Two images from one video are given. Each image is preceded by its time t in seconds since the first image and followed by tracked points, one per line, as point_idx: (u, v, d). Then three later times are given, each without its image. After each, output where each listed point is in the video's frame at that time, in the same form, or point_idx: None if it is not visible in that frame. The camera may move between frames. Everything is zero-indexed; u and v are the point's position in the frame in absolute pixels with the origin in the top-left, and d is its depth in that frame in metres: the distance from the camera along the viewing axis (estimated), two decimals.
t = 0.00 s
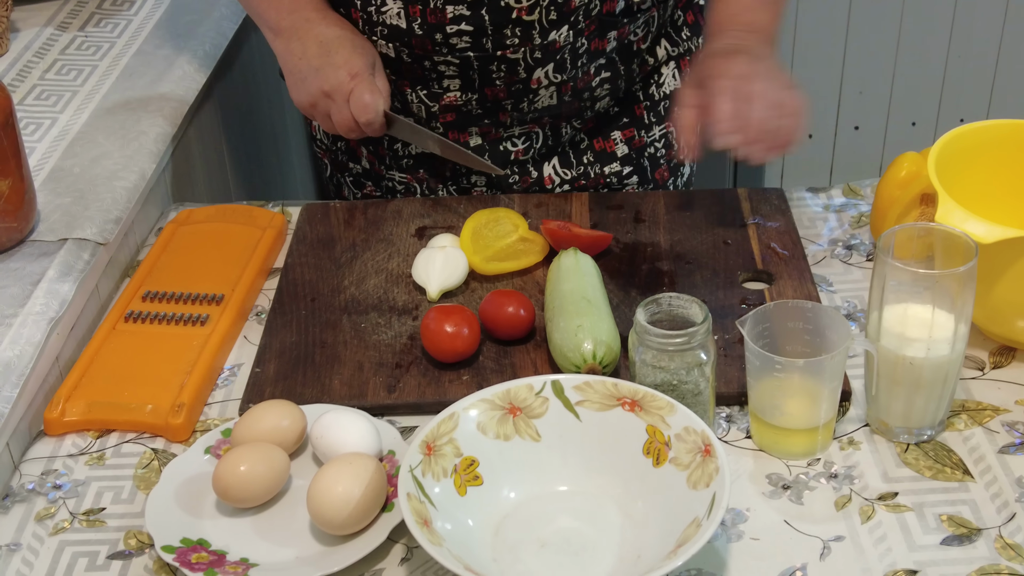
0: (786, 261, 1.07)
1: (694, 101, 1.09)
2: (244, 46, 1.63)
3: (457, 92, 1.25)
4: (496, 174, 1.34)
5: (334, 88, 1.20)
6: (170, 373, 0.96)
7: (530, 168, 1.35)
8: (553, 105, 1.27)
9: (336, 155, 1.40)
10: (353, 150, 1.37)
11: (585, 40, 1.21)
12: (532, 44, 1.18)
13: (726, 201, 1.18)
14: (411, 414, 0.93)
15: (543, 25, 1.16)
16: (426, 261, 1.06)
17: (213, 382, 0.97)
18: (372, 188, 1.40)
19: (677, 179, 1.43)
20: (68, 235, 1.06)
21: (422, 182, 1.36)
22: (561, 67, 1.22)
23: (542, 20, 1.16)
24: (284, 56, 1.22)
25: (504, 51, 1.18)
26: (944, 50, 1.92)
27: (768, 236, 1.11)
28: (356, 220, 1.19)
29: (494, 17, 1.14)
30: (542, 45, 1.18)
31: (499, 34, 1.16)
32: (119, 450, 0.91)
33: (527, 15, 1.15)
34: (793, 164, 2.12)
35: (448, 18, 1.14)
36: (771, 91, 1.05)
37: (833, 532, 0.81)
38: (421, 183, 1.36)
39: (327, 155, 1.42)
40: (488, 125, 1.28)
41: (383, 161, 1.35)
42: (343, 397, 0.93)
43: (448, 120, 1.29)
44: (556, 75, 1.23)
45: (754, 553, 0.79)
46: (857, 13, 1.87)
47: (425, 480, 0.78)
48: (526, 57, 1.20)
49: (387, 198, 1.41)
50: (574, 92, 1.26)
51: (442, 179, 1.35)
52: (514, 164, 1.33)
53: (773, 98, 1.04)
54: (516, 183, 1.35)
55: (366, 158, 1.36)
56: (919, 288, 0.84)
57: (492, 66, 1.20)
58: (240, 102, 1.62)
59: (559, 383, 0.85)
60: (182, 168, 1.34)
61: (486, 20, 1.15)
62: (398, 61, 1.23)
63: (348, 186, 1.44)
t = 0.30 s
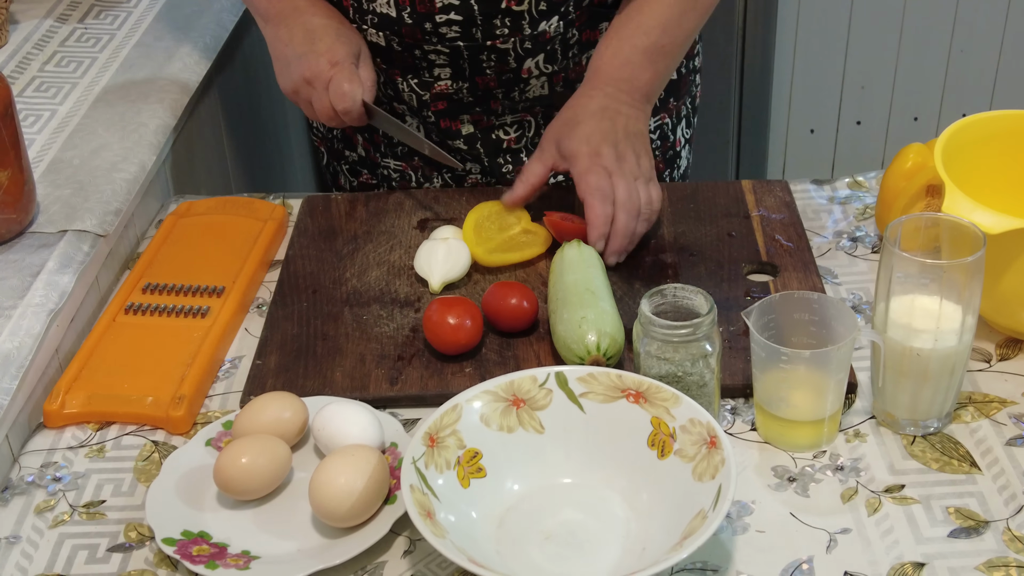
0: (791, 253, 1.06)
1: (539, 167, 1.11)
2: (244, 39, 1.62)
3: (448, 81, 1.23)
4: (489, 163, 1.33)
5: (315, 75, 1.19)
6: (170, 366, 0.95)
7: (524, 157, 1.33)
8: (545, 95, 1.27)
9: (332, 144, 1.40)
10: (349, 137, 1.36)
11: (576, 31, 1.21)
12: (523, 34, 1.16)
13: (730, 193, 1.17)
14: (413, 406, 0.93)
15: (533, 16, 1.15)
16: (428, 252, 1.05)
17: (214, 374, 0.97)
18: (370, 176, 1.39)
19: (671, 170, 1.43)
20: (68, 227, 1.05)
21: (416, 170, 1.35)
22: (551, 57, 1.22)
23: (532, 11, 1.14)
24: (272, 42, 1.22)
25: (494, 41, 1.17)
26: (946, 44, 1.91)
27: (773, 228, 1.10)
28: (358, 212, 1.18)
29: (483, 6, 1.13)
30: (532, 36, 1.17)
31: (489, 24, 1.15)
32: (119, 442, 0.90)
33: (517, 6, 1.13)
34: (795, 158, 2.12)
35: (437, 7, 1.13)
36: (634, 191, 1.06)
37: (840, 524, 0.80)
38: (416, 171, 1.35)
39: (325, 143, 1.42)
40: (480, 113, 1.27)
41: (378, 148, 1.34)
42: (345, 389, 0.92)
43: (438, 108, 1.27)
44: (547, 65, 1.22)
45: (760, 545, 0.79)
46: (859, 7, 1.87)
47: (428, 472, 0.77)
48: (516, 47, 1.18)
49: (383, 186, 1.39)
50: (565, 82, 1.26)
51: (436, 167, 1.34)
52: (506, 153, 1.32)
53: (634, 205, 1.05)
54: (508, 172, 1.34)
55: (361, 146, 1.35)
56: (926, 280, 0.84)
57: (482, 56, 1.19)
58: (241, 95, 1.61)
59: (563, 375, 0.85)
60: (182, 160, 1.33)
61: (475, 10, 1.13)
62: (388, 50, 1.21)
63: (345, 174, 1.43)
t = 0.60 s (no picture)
0: (793, 246, 1.06)
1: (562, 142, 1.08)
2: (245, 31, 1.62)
3: (428, 69, 1.22)
4: (475, 153, 1.31)
5: (285, 59, 1.20)
6: (171, 358, 0.95)
7: (509, 149, 1.31)
8: (527, 85, 1.25)
9: (327, 132, 1.40)
10: (342, 125, 1.36)
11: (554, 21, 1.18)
12: (497, 23, 1.15)
13: (732, 185, 1.17)
14: (414, 399, 0.92)
15: (507, 3, 1.13)
16: (430, 244, 1.05)
17: (214, 367, 0.96)
18: (362, 165, 1.39)
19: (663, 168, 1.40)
20: (68, 219, 1.05)
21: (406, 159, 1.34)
22: (529, 47, 1.19)
23: None
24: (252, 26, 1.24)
25: (469, 29, 1.15)
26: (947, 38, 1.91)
27: (774, 221, 1.10)
28: (358, 205, 1.18)
29: None
30: (507, 24, 1.15)
31: (463, 11, 1.13)
32: (119, 435, 0.90)
33: None
34: (796, 152, 2.12)
35: None
36: (647, 159, 1.04)
37: (842, 516, 0.80)
38: (405, 160, 1.34)
39: (321, 132, 1.43)
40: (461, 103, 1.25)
41: (368, 137, 1.33)
42: (345, 381, 0.92)
43: (420, 96, 1.25)
44: (525, 55, 1.20)
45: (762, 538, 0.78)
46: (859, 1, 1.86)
47: (430, 464, 0.77)
48: (491, 36, 1.16)
49: (375, 176, 1.39)
50: (547, 72, 1.24)
51: (425, 158, 1.35)
52: (492, 144, 1.30)
53: (643, 174, 1.04)
54: (494, 164, 1.32)
55: (353, 134, 1.35)
56: (928, 272, 0.83)
57: (458, 44, 1.17)
58: (241, 88, 1.61)
59: (564, 367, 0.85)
60: (182, 152, 1.33)
61: None
62: (366, 36, 1.21)
63: (340, 163, 1.43)
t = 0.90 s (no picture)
0: (793, 236, 1.06)
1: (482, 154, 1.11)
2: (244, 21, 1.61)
3: (413, 56, 1.21)
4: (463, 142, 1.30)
5: (268, 43, 1.22)
6: (171, 349, 0.95)
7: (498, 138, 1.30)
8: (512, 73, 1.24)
9: (320, 121, 1.40)
10: (334, 113, 1.36)
11: (537, 8, 1.17)
12: (480, 9, 1.14)
13: (733, 176, 1.16)
14: (414, 389, 0.92)
15: None
16: (431, 235, 1.05)
17: (214, 358, 0.96)
18: (354, 154, 1.39)
19: (654, 159, 1.40)
20: (67, 210, 1.05)
21: (396, 148, 1.34)
22: (514, 34, 1.19)
23: None
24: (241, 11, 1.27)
25: (453, 15, 1.15)
26: (948, 30, 1.90)
27: (775, 211, 1.09)
28: (358, 196, 1.17)
29: None
30: (491, 10, 1.15)
31: None
32: (119, 426, 0.90)
33: None
34: (796, 144, 2.11)
35: None
36: (558, 167, 1.04)
37: (842, 507, 0.80)
38: (395, 149, 1.34)
39: (314, 120, 1.42)
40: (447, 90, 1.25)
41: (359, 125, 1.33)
42: (345, 372, 0.92)
43: (407, 84, 1.25)
44: (510, 42, 1.20)
45: (762, 528, 0.78)
46: None
47: (430, 454, 0.77)
48: (475, 23, 1.16)
49: (367, 165, 1.39)
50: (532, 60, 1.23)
51: (414, 145, 1.34)
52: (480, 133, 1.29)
53: (554, 183, 1.04)
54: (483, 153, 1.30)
55: (345, 121, 1.35)
56: (929, 261, 0.83)
57: (442, 31, 1.17)
58: (241, 79, 1.61)
59: (565, 358, 0.84)
60: (181, 144, 1.32)
61: None
62: (352, 22, 1.20)
63: (334, 151, 1.42)
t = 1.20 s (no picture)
0: (796, 230, 1.06)
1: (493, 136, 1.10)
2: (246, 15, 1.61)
3: (403, 48, 1.21)
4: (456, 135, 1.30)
5: (257, 34, 1.23)
6: (174, 343, 0.95)
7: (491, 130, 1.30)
8: (503, 65, 1.24)
9: (317, 112, 1.39)
10: (330, 105, 1.35)
11: None
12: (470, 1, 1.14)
13: (735, 169, 1.16)
14: (417, 383, 0.92)
15: None
16: (434, 229, 1.05)
17: (217, 352, 0.96)
18: (350, 146, 1.38)
19: (648, 152, 1.40)
20: (70, 204, 1.05)
21: (390, 141, 1.34)
22: (504, 26, 1.18)
23: None
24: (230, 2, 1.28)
25: (442, 7, 1.15)
26: (950, 23, 1.90)
27: (777, 205, 1.09)
28: (361, 190, 1.17)
29: None
30: (480, 2, 1.15)
31: None
32: (123, 420, 0.90)
33: None
34: (797, 137, 2.11)
35: None
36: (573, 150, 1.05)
37: (845, 500, 0.80)
38: (389, 142, 1.34)
39: (311, 111, 1.41)
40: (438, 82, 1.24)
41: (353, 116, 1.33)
42: (349, 366, 0.92)
43: (398, 76, 1.24)
44: (500, 34, 1.19)
45: (765, 521, 0.79)
46: None
47: (433, 448, 0.77)
48: (465, 14, 1.16)
49: (363, 158, 1.38)
50: (523, 52, 1.23)
51: (407, 138, 1.33)
52: (472, 125, 1.29)
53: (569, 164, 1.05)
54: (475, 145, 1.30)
55: (340, 113, 1.34)
56: (932, 255, 0.83)
57: (432, 22, 1.17)
58: (242, 73, 1.60)
59: (568, 351, 0.85)
60: (183, 138, 1.32)
61: None
62: (342, 14, 1.19)
63: (331, 143, 1.41)
